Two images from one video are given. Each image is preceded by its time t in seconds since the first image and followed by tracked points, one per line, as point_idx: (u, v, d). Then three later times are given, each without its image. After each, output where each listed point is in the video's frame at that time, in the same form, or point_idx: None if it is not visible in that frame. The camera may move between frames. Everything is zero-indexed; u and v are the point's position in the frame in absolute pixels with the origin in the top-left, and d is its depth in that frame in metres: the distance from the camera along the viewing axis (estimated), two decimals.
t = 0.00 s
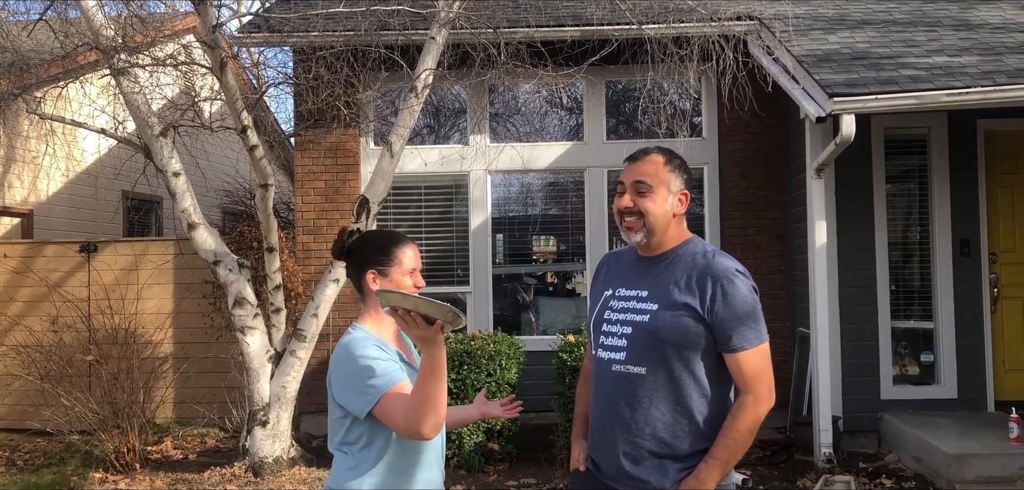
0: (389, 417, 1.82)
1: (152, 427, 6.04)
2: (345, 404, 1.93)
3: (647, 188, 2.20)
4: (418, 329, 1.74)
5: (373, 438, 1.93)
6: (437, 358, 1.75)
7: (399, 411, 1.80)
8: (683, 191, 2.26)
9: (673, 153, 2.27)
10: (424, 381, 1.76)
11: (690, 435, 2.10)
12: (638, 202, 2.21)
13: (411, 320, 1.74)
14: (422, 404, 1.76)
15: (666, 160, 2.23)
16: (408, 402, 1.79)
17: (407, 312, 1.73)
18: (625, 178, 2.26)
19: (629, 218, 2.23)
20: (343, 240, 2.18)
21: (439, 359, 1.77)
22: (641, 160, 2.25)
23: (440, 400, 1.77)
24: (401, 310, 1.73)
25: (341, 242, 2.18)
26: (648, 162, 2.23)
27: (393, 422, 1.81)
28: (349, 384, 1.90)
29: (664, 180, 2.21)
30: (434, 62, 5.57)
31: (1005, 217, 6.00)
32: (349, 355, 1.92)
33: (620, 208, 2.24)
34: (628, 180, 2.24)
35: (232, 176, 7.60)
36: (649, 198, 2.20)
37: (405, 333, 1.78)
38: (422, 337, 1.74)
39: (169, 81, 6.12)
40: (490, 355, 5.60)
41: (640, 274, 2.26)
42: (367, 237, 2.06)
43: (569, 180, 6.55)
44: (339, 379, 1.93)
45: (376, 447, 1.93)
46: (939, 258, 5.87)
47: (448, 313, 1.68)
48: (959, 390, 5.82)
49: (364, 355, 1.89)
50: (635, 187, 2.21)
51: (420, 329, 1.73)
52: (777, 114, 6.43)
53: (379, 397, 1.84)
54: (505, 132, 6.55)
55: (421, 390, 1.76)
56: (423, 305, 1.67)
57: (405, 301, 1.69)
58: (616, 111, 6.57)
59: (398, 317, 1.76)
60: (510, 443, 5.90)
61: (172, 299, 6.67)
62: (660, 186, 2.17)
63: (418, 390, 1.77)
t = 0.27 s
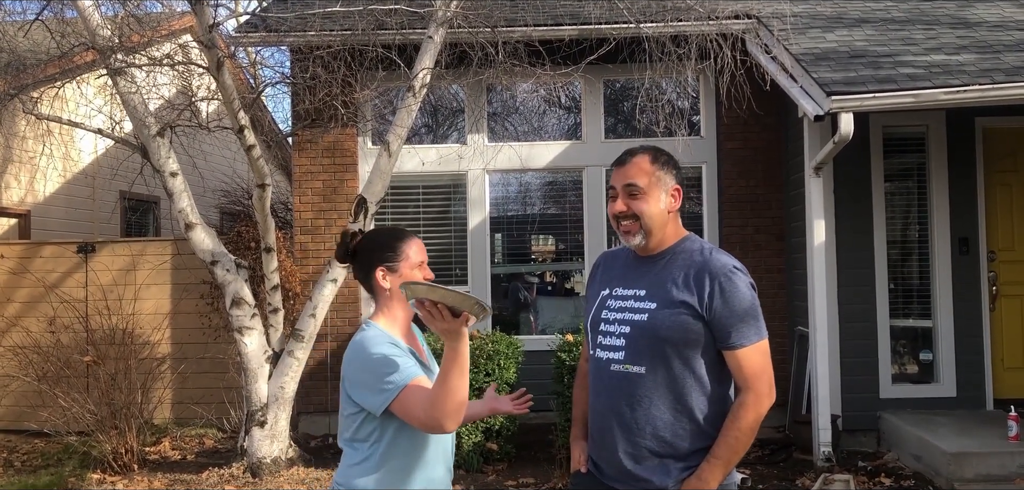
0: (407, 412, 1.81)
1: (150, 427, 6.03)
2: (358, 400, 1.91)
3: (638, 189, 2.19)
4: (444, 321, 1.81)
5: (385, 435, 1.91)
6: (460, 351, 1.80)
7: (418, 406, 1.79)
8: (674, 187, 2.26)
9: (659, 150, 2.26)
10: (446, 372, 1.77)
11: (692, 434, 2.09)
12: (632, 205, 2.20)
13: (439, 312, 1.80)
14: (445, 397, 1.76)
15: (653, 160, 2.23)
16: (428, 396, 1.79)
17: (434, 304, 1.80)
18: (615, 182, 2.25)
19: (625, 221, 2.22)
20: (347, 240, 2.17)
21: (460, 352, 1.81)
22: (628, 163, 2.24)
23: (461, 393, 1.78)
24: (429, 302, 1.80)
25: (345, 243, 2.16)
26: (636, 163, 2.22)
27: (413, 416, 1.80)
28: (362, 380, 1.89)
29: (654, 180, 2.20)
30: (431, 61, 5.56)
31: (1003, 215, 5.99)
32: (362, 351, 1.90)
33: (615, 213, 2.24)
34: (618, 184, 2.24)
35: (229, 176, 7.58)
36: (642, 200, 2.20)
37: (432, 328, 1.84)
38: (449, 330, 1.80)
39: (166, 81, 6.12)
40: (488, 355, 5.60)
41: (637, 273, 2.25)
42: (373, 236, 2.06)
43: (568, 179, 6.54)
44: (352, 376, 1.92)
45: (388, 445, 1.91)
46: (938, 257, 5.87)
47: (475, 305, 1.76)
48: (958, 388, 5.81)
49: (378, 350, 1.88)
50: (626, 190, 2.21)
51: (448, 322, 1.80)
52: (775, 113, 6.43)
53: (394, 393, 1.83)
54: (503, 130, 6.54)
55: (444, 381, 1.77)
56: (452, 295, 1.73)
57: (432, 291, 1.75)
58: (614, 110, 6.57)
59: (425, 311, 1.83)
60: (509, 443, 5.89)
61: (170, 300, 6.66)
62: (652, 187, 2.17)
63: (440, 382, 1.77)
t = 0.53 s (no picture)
0: (411, 408, 1.81)
1: (147, 428, 6.03)
2: (361, 398, 1.92)
3: (635, 191, 2.18)
4: (450, 314, 1.80)
5: (387, 433, 1.92)
6: (466, 344, 1.79)
7: (422, 401, 1.79)
8: (669, 185, 2.26)
9: (651, 150, 2.26)
10: (450, 366, 1.77)
11: (691, 432, 2.09)
12: (630, 207, 2.19)
13: (445, 305, 1.79)
14: (449, 391, 1.76)
15: (646, 160, 2.22)
16: (433, 391, 1.79)
17: (440, 296, 1.79)
18: (609, 184, 2.24)
19: (623, 223, 2.21)
20: (347, 241, 2.16)
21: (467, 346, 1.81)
22: (621, 165, 2.23)
23: (466, 387, 1.77)
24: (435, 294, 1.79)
25: (345, 244, 2.15)
26: (630, 164, 2.21)
27: (417, 412, 1.80)
28: (365, 378, 1.89)
29: (649, 181, 2.20)
30: (429, 61, 5.55)
31: (1000, 213, 6.00)
32: (365, 348, 1.90)
33: (612, 216, 2.22)
34: (613, 186, 2.23)
35: (227, 176, 7.57)
36: (639, 201, 2.19)
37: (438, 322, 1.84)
38: (455, 324, 1.80)
39: (163, 81, 6.11)
40: (486, 355, 5.60)
41: (635, 272, 2.24)
42: (373, 235, 2.05)
43: (566, 178, 6.54)
44: (355, 374, 1.92)
45: (391, 443, 1.91)
46: (935, 256, 5.87)
47: (481, 298, 1.75)
48: (956, 387, 5.82)
49: (381, 347, 1.88)
50: (623, 192, 2.20)
51: (454, 314, 1.79)
52: (772, 112, 6.43)
53: (398, 390, 1.83)
54: (501, 130, 6.53)
55: (449, 375, 1.77)
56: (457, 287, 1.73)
57: (437, 283, 1.74)
58: (612, 109, 6.56)
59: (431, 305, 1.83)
60: (507, 442, 5.89)
61: (167, 300, 6.65)
62: (649, 187, 2.16)
63: (444, 377, 1.77)
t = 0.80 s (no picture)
0: (409, 406, 1.80)
1: (142, 428, 6.02)
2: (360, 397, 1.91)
3: (639, 194, 2.16)
4: (450, 309, 1.79)
5: (386, 432, 1.91)
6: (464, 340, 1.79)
7: (420, 398, 1.79)
8: (668, 187, 2.25)
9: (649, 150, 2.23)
10: (448, 363, 1.77)
11: (687, 432, 2.09)
12: (635, 210, 2.16)
13: (444, 299, 1.78)
14: (447, 388, 1.75)
15: (646, 160, 2.19)
16: (431, 388, 1.78)
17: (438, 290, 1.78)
18: (609, 186, 2.20)
19: (626, 226, 2.18)
20: (345, 244, 2.15)
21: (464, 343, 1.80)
22: (623, 167, 2.19)
23: (464, 384, 1.77)
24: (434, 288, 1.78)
25: (344, 247, 2.14)
26: (631, 166, 2.18)
27: (416, 409, 1.79)
28: (364, 377, 1.88)
29: (652, 182, 2.18)
30: (424, 60, 5.55)
31: (995, 214, 6.00)
32: (364, 347, 1.90)
33: (615, 219, 2.18)
34: (615, 189, 2.19)
35: (222, 176, 7.56)
36: (642, 204, 2.17)
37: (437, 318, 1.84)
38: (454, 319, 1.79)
39: (158, 81, 6.10)
40: (482, 355, 5.61)
41: (630, 273, 2.24)
42: (371, 236, 2.04)
43: (561, 178, 6.54)
44: (354, 373, 1.91)
45: (389, 442, 1.91)
46: (930, 256, 5.87)
47: (481, 293, 1.75)
48: (951, 386, 5.83)
49: (379, 346, 1.88)
50: (626, 196, 2.17)
51: (453, 308, 1.78)
52: (768, 112, 6.43)
53: (396, 388, 1.82)
54: (497, 130, 6.54)
55: (446, 372, 1.76)
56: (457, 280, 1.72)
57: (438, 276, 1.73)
58: (608, 109, 6.56)
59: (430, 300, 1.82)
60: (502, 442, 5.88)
61: (162, 300, 6.64)
62: (653, 190, 2.15)
63: (442, 374, 1.77)
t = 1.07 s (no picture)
0: (407, 409, 1.79)
1: (135, 430, 6.00)
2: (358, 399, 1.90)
3: (653, 201, 2.14)
4: (450, 311, 1.79)
5: (382, 434, 1.90)
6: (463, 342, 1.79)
7: (418, 401, 1.78)
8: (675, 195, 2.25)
9: (659, 157, 2.22)
10: (448, 366, 1.76)
11: (684, 436, 2.07)
12: (647, 216, 2.14)
13: (446, 300, 1.78)
14: (446, 391, 1.74)
15: (658, 167, 2.18)
16: (429, 391, 1.78)
17: (438, 290, 1.77)
18: (620, 192, 2.17)
19: (636, 232, 2.14)
20: (347, 250, 2.14)
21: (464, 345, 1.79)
22: (635, 173, 2.16)
23: (463, 388, 1.76)
24: (435, 289, 1.78)
25: (345, 253, 2.13)
26: (644, 172, 2.16)
27: (414, 412, 1.78)
28: (362, 379, 1.87)
29: (664, 191, 2.17)
30: (418, 62, 5.55)
31: (988, 216, 6.01)
32: (363, 349, 1.89)
33: (626, 224, 2.15)
34: (627, 194, 2.16)
35: (216, 178, 7.54)
36: (654, 211, 2.15)
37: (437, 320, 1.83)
38: (455, 321, 1.79)
39: (152, 81, 6.10)
40: (476, 357, 5.61)
41: (630, 276, 2.21)
42: (373, 240, 2.04)
43: (556, 180, 6.54)
44: (352, 375, 1.90)
45: (385, 445, 1.89)
46: (924, 258, 5.89)
47: (483, 295, 1.75)
48: (944, 388, 5.84)
49: (379, 348, 1.87)
50: (639, 202, 2.14)
51: (455, 310, 1.78)
52: (761, 114, 6.43)
53: (394, 390, 1.81)
54: (491, 132, 6.52)
55: (446, 374, 1.76)
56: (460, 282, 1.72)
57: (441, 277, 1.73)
58: (602, 111, 6.56)
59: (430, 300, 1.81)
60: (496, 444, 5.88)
61: (156, 302, 6.62)
62: (667, 199, 2.14)
63: (442, 377, 1.76)
